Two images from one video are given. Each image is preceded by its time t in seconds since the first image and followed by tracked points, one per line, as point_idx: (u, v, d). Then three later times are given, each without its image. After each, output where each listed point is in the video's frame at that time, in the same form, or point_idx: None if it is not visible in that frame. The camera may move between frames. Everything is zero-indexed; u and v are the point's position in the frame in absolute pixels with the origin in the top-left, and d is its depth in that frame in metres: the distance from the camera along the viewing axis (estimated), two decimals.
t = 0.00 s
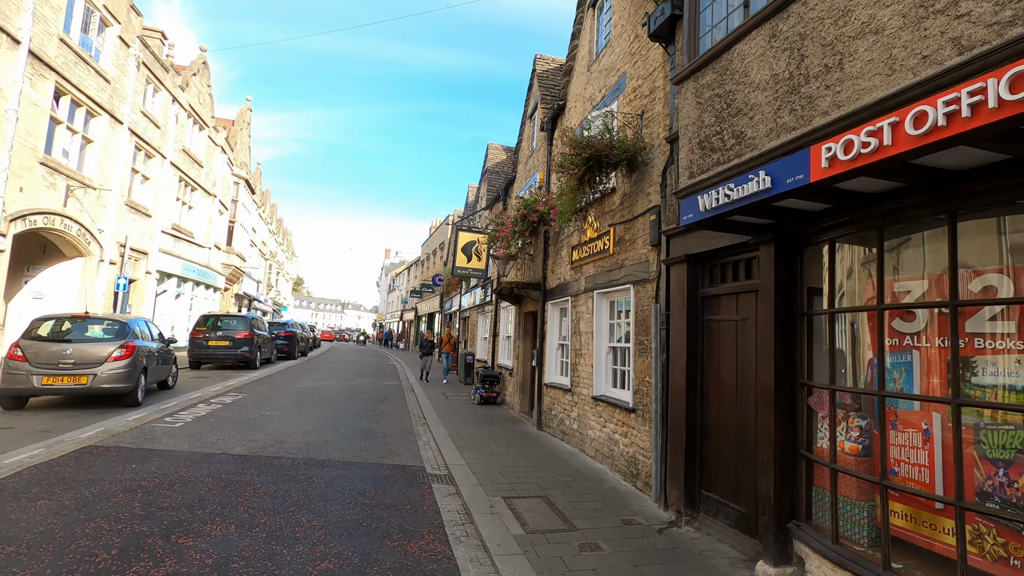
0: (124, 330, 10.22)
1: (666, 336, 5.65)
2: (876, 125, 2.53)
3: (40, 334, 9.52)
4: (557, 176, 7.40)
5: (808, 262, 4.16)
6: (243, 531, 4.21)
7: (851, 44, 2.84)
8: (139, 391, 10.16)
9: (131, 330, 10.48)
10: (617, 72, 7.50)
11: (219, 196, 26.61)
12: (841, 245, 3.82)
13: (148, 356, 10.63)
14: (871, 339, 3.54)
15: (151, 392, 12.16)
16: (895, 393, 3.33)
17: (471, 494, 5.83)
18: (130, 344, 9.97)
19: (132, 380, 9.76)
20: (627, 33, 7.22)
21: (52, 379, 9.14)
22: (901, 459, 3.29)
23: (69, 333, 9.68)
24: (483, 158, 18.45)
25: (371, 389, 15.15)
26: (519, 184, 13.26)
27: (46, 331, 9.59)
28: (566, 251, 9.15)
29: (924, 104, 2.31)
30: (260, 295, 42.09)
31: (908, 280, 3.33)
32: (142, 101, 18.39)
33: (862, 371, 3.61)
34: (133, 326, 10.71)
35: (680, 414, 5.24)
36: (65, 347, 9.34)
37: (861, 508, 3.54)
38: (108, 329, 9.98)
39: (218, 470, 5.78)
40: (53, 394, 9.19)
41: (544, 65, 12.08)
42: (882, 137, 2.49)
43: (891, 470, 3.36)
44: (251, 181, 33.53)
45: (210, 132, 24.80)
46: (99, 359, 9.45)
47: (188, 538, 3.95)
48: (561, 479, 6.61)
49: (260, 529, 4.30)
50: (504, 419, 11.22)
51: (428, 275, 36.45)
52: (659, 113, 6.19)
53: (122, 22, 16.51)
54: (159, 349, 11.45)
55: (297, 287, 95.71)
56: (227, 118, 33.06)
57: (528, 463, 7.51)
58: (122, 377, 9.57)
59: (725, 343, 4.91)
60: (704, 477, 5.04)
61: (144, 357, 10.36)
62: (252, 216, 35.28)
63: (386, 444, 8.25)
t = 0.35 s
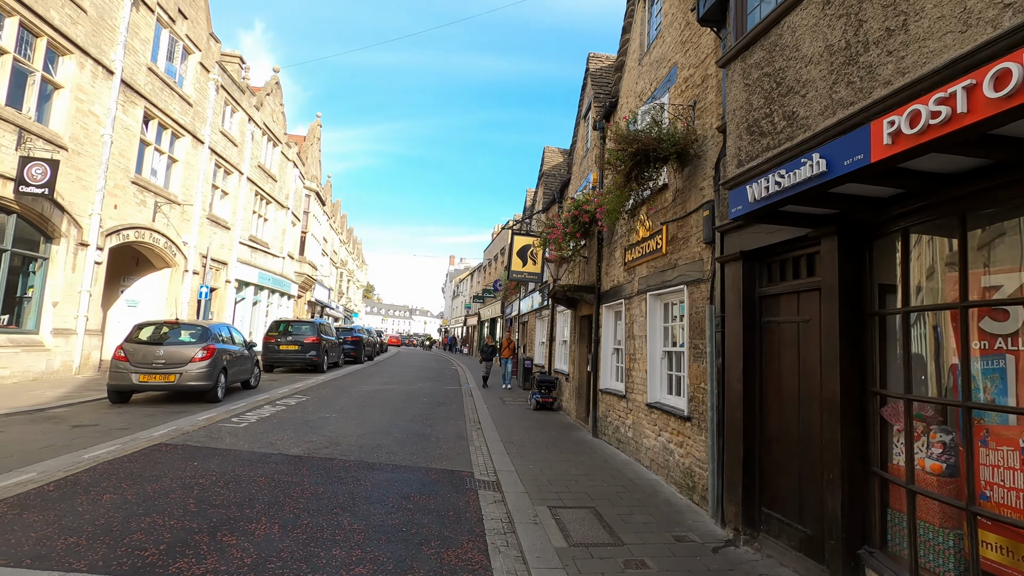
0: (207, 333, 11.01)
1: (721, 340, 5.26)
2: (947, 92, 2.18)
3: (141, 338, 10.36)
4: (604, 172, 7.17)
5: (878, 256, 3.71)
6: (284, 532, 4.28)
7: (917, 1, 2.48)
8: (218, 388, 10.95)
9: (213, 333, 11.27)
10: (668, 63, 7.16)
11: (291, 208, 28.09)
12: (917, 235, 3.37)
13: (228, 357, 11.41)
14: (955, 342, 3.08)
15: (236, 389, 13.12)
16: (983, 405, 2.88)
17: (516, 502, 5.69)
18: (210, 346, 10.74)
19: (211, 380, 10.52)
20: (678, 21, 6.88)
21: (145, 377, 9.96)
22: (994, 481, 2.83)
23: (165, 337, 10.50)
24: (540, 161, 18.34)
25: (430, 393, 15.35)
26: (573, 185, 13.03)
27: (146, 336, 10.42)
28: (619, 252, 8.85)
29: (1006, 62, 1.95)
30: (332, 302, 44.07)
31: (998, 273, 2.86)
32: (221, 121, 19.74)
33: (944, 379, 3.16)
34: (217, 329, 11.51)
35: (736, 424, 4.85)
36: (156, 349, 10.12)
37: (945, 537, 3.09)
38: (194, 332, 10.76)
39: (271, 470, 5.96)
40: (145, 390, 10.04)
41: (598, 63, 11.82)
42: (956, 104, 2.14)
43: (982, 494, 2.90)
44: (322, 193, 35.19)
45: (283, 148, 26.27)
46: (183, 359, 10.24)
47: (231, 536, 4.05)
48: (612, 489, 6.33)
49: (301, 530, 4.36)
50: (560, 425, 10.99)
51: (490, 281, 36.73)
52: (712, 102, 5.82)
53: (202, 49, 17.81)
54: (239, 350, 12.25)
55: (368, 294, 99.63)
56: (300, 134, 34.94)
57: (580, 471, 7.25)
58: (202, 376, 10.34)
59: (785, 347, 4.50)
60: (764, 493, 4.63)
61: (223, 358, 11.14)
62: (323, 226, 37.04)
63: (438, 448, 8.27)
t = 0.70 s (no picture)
0: (276, 339, 11.69)
1: (776, 343, 4.87)
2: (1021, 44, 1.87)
3: (219, 344, 11.19)
4: (648, 168, 6.91)
5: (951, 246, 3.29)
6: (320, 534, 4.30)
7: None
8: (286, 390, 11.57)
9: (282, 339, 11.95)
10: (716, 53, 6.82)
11: (352, 219, 29.16)
12: (996, 220, 2.95)
13: (295, 361, 12.03)
14: None
15: (307, 392, 13.84)
16: None
17: (557, 512, 5.50)
18: (278, 350, 11.39)
19: (279, 383, 11.12)
20: (727, 9, 6.53)
21: (222, 378, 10.76)
22: None
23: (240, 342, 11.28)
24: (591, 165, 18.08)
25: (483, 400, 15.35)
26: (624, 187, 12.72)
27: (225, 342, 11.26)
28: (669, 253, 8.49)
29: None
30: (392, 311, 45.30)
31: None
32: (285, 139, 20.80)
33: None
34: (285, 335, 12.18)
35: (793, 434, 4.46)
36: (231, 353, 10.90)
37: None
38: (264, 337, 11.46)
39: (317, 472, 6.07)
40: (222, 391, 10.81)
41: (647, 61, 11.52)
42: None
43: None
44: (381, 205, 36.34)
45: (343, 162, 27.35)
46: (254, 362, 10.92)
47: (269, 536, 4.12)
48: (661, 501, 6.00)
49: (336, 532, 4.37)
50: (612, 433, 10.66)
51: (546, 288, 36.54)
52: (762, 90, 5.46)
53: (267, 71, 18.85)
54: (307, 355, 12.89)
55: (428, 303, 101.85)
56: (360, 149, 36.32)
57: (628, 481, 6.95)
58: (270, 378, 10.96)
59: (847, 350, 4.09)
60: (827, 510, 4.22)
61: (291, 362, 11.76)
62: (382, 237, 38.23)
63: (484, 455, 8.19)
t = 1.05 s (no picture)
0: (332, 348, 12.08)
1: (824, 352, 4.53)
2: None
3: (282, 353, 11.74)
4: (684, 171, 6.67)
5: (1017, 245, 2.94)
6: (345, 544, 4.31)
7: None
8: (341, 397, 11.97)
9: (338, 348, 12.34)
10: (756, 48, 6.51)
11: (401, 232, 29.86)
12: None
13: (350, 370, 12.39)
14: None
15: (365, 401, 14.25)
16: None
17: (590, 528, 5.32)
18: (333, 359, 11.76)
19: (333, 390, 11.51)
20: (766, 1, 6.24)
21: (283, 386, 11.34)
22: None
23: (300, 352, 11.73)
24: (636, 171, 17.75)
25: (527, 410, 15.22)
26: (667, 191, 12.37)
27: (288, 352, 11.74)
28: (713, 259, 8.14)
29: None
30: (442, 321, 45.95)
31: None
32: (336, 156, 21.58)
33: None
34: (341, 345, 12.54)
35: (843, 450, 4.11)
36: (290, 361, 11.44)
37: None
38: (321, 347, 11.87)
39: (352, 481, 6.13)
40: (283, 398, 11.40)
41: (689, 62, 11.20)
42: None
43: None
44: (430, 217, 37.07)
45: (392, 177, 28.12)
46: (310, 371, 11.36)
47: (296, 545, 4.15)
48: (703, 520, 5.69)
49: (362, 543, 4.36)
50: (657, 446, 10.28)
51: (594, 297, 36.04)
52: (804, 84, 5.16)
53: (318, 92, 19.66)
54: (362, 364, 13.25)
55: (478, 313, 102.99)
56: (409, 163, 37.27)
57: (670, 497, 6.65)
58: (325, 386, 11.37)
59: (901, 360, 3.74)
60: (884, 535, 3.84)
61: (346, 371, 12.13)
62: (431, 249, 38.94)
63: (522, 466, 8.07)
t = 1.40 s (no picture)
0: (383, 357, 12.34)
1: (865, 357, 4.23)
2: None
3: (338, 362, 12.04)
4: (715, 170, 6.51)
5: None
6: (368, 548, 4.35)
7: None
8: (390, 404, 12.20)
9: (388, 357, 12.58)
10: (792, 40, 6.24)
11: (447, 244, 30.33)
12: None
13: (399, 378, 12.61)
14: None
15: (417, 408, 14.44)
16: None
17: (620, 540, 5.16)
18: (382, 367, 12.01)
19: (382, 398, 11.76)
20: None
21: (337, 393, 11.68)
22: None
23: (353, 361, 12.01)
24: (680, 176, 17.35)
25: (569, 421, 15.01)
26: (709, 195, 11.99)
27: (343, 361, 12.05)
28: (754, 262, 7.81)
29: None
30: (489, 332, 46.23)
31: None
32: (382, 171, 22.24)
33: None
34: (391, 354, 12.78)
35: (888, 462, 3.81)
36: (342, 369, 11.79)
37: None
38: (372, 355, 12.15)
39: (384, 487, 6.20)
40: (336, 404, 11.75)
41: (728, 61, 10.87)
42: None
43: None
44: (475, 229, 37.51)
45: (437, 190, 28.68)
46: (360, 379, 11.65)
47: (319, 547, 4.22)
48: (742, 535, 5.41)
49: (384, 548, 4.39)
50: (702, 459, 9.89)
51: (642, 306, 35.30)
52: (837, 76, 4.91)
53: (365, 110, 20.36)
54: (411, 373, 13.46)
55: (527, 324, 103.10)
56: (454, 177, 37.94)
57: (709, 511, 6.37)
58: (375, 394, 11.63)
59: (948, 363, 3.44)
60: (935, 555, 3.53)
61: (394, 379, 12.35)
62: (477, 260, 39.33)
63: (557, 476, 7.95)
